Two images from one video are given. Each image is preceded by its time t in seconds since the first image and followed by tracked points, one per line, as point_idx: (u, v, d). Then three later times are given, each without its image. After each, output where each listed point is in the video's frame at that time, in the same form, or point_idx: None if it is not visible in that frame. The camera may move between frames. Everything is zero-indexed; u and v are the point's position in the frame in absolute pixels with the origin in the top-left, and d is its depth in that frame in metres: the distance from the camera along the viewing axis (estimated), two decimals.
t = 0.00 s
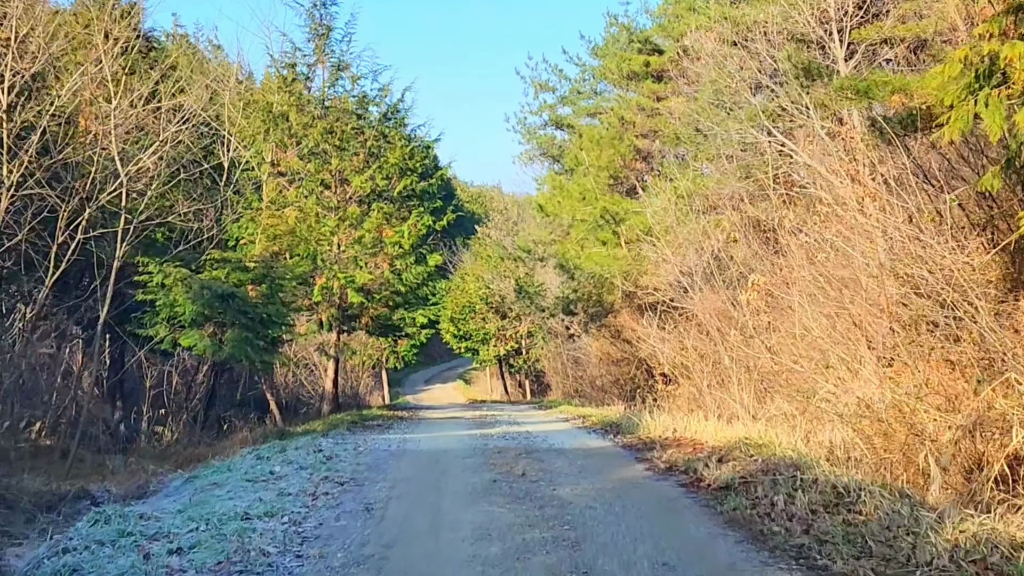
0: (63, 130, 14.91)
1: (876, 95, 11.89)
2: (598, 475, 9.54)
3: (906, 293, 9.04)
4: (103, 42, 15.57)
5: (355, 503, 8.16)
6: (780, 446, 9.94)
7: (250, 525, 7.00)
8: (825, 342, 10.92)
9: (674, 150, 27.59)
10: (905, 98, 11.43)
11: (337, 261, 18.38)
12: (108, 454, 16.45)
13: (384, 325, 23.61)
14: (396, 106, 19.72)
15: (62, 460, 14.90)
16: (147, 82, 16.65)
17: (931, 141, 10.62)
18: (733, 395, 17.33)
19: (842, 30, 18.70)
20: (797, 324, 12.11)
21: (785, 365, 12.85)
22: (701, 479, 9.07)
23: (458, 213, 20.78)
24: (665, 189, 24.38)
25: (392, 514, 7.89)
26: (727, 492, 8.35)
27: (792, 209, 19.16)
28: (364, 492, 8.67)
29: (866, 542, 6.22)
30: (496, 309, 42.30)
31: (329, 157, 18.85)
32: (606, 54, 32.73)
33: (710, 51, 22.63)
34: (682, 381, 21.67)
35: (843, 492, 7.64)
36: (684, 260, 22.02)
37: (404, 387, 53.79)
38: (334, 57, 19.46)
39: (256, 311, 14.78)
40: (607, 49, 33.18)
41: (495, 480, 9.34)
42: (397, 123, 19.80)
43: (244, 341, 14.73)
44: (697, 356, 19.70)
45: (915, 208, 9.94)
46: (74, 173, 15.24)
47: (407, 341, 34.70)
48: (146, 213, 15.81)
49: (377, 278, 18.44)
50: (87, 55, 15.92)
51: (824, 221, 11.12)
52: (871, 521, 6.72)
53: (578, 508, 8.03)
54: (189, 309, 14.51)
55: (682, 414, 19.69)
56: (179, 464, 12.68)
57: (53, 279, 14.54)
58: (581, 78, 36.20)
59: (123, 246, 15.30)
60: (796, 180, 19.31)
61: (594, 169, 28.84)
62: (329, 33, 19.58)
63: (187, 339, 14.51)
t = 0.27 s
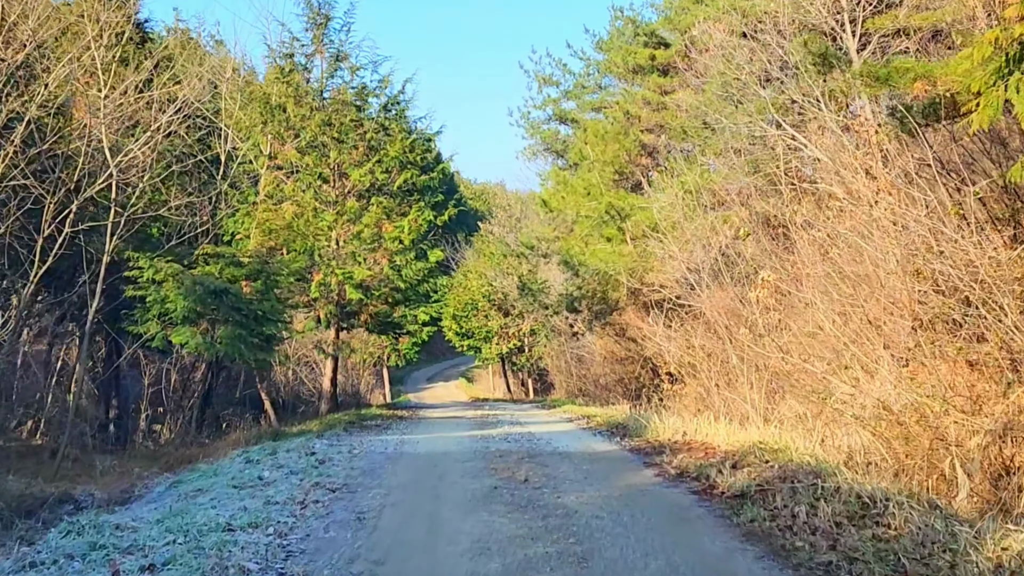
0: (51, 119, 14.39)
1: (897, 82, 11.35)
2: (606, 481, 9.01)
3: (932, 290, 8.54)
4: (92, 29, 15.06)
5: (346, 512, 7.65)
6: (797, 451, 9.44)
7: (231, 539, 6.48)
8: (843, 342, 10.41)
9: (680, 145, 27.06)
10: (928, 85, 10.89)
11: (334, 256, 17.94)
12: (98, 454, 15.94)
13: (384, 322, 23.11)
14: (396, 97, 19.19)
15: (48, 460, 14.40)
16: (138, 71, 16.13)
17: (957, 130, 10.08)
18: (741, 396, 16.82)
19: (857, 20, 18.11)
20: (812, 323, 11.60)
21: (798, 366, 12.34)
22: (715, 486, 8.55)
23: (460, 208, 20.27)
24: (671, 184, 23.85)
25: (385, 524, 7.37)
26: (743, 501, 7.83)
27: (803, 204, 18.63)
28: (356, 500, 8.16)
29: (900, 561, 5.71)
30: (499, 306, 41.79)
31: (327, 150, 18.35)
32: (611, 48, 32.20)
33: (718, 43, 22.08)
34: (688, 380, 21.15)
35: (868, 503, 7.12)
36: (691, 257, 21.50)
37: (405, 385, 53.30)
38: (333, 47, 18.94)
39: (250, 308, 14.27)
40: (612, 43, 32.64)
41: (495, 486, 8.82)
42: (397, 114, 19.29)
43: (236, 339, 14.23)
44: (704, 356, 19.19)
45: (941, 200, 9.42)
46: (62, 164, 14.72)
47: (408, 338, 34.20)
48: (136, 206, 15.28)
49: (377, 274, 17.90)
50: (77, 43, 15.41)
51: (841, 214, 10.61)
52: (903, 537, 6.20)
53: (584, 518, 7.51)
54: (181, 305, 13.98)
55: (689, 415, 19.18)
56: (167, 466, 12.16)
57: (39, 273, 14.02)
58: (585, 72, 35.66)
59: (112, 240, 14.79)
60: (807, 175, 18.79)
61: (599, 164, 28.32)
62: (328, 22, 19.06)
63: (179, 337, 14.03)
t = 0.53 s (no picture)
0: (35, 106, 13.83)
1: (924, 69, 10.74)
2: (614, 491, 8.43)
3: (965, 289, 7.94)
4: (80, 13, 14.49)
5: (334, 526, 7.08)
6: (817, 458, 8.86)
7: (205, 558, 5.92)
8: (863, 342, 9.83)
9: (687, 141, 26.46)
10: (956, 70, 10.30)
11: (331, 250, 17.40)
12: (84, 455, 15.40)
13: (384, 319, 22.54)
14: (396, 88, 18.59)
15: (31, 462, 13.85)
16: (127, 59, 15.55)
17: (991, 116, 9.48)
18: (751, 397, 16.25)
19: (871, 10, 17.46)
20: (830, 322, 11.01)
21: (813, 367, 11.77)
22: (731, 497, 7.97)
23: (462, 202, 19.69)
24: (678, 179, 23.27)
25: (376, 539, 6.80)
26: (764, 515, 7.25)
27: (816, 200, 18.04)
28: (347, 511, 7.58)
29: None
30: (501, 304, 41.22)
31: (324, 141, 17.79)
32: (616, 41, 31.60)
33: (727, 35, 21.47)
34: (696, 381, 20.57)
35: (901, 519, 6.54)
36: (699, 254, 20.91)
37: (407, 383, 52.78)
38: (331, 35, 18.35)
39: (242, 304, 13.70)
40: (617, 36, 32.03)
41: (496, 495, 8.24)
42: (397, 105, 18.69)
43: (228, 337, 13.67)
44: (713, 356, 18.61)
45: (974, 191, 8.82)
46: (47, 153, 14.16)
47: (409, 337, 33.67)
48: (125, 197, 14.71)
49: (374, 270, 17.31)
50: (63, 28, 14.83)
51: (863, 207, 10.01)
52: (943, 560, 5.63)
53: (592, 533, 6.93)
54: (170, 302, 13.41)
55: (697, 416, 18.60)
56: (151, 470, 11.60)
57: (21, 266, 13.47)
58: (590, 66, 35.05)
59: (99, 233, 14.22)
60: (820, 169, 18.19)
61: (604, 159, 27.73)
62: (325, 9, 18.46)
63: (167, 334, 13.47)
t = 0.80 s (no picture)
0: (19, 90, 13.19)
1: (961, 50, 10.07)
2: (628, 504, 7.77)
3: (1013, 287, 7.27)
4: None
5: (321, 543, 6.43)
6: (844, 467, 8.22)
7: None
8: (891, 342, 9.21)
9: (698, 135, 25.79)
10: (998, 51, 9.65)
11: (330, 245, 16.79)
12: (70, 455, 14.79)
13: (385, 316, 21.90)
14: (398, 76, 17.93)
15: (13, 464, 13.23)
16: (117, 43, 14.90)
17: None
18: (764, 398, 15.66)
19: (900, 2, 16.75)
20: (855, 321, 10.36)
21: (834, 368, 11.12)
22: (755, 512, 7.31)
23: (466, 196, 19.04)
24: (690, 174, 22.61)
25: (366, 559, 6.14)
26: (794, 534, 6.59)
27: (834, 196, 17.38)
28: (336, 526, 6.93)
29: None
30: (507, 301, 40.58)
31: (322, 132, 17.24)
32: (625, 34, 30.91)
33: (742, 25, 20.79)
34: (707, 382, 19.94)
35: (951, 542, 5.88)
36: (711, 250, 20.27)
37: (411, 381, 52.19)
38: (331, 21, 17.70)
39: (235, 300, 13.06)
40: (626, 28, 31.34)
41: (500, 508, 7.60)
42: (400, 95, 18.05)
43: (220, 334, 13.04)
44: (726, 356, 17.96)
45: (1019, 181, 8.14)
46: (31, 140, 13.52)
47: (413, 334, 33.05)
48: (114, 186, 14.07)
49: (374, 265, 16.68)
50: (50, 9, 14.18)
51: (892, 198, 9.36)
52: None
53: (606, 553, 6.27)
54: (159, 297, 12.76)
55: (710, 419, 17.94)
56: (136, 474, 10.97)
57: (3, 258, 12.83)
58: (598, 59, 34.36)
59: (86, 224, 13.59)
60: (838, 163, 17.52)
61: (613, 153, 27.07)
62: None
63: (155, 331, 12.83)
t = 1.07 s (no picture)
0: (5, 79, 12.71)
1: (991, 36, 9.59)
2: (640, 515, 7.29)
3: None
4: None
5: (310, 560, 5.95)
6: (867, 477, 7.74)
7: None
8: (911, 342, 8.77)
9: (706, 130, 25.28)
10: None
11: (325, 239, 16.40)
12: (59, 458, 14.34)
13: (386, 314, 21.44)
14: (399, 68, 17.46)
15: None
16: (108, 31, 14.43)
17: None
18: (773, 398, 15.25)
19: None
20: (872, 320, 9.89)
21: (848, 372, 10.66)
22: (776, 526, 6.82)
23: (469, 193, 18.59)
24: (698, 170, 22.13)
25: None
26: (821, 552, 6.10)
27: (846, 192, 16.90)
28: (327, 540, 6.44)
29: None
30: (511, 299, 40.12)
31: (320, 125, 16.84)
32: (631, 28, 30.40)
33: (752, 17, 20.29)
34: (716, 382, 19.47)
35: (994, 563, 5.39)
36: (720, 248, 19.79)
37: (414, 380, 51.74)
38: (330, 11, 17.21)
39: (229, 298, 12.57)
40: (633, 22, 30.84)
41: (502, 520, 7.10)
42: (401, 87, 17.58)
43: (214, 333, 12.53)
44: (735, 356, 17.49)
45: None
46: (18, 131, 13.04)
47: (416, 333, 32.59)
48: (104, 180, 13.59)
49: (374, 261, 16.22)
50: None
51: (916, 192, 8.87)
52: None
53: (618, 571, 5.78)
54: (150, 294, 12.27)
55: (718, 420, 17.47)
56: (122, 480, 10.50)
57: None
58: (603, 54, 33.85)
59: (74, 218, 13.11)
60: (851, 159, 17.03)
61: (619, 149, 26.59)
62: None
63: (145, 329, 12.35)
